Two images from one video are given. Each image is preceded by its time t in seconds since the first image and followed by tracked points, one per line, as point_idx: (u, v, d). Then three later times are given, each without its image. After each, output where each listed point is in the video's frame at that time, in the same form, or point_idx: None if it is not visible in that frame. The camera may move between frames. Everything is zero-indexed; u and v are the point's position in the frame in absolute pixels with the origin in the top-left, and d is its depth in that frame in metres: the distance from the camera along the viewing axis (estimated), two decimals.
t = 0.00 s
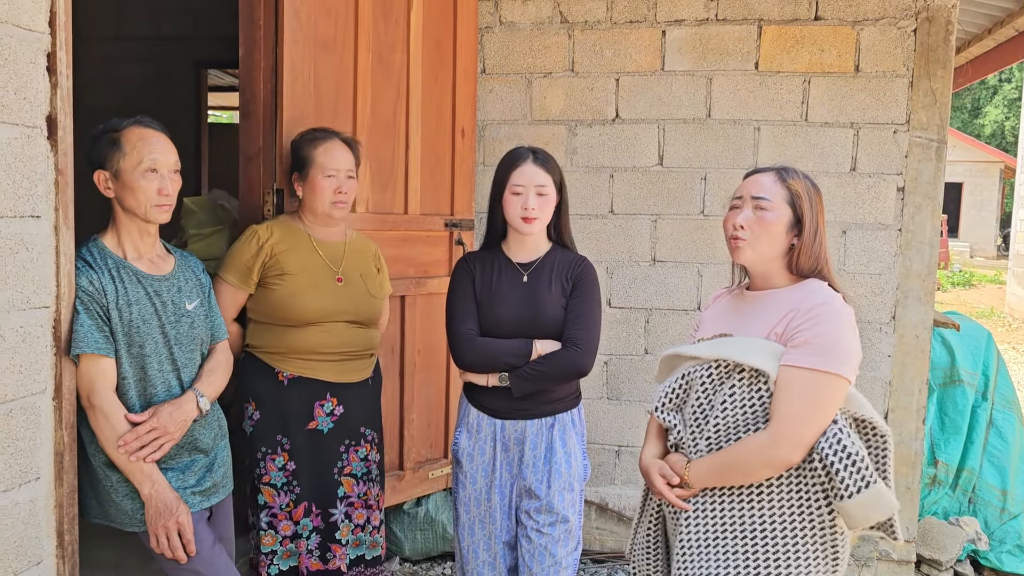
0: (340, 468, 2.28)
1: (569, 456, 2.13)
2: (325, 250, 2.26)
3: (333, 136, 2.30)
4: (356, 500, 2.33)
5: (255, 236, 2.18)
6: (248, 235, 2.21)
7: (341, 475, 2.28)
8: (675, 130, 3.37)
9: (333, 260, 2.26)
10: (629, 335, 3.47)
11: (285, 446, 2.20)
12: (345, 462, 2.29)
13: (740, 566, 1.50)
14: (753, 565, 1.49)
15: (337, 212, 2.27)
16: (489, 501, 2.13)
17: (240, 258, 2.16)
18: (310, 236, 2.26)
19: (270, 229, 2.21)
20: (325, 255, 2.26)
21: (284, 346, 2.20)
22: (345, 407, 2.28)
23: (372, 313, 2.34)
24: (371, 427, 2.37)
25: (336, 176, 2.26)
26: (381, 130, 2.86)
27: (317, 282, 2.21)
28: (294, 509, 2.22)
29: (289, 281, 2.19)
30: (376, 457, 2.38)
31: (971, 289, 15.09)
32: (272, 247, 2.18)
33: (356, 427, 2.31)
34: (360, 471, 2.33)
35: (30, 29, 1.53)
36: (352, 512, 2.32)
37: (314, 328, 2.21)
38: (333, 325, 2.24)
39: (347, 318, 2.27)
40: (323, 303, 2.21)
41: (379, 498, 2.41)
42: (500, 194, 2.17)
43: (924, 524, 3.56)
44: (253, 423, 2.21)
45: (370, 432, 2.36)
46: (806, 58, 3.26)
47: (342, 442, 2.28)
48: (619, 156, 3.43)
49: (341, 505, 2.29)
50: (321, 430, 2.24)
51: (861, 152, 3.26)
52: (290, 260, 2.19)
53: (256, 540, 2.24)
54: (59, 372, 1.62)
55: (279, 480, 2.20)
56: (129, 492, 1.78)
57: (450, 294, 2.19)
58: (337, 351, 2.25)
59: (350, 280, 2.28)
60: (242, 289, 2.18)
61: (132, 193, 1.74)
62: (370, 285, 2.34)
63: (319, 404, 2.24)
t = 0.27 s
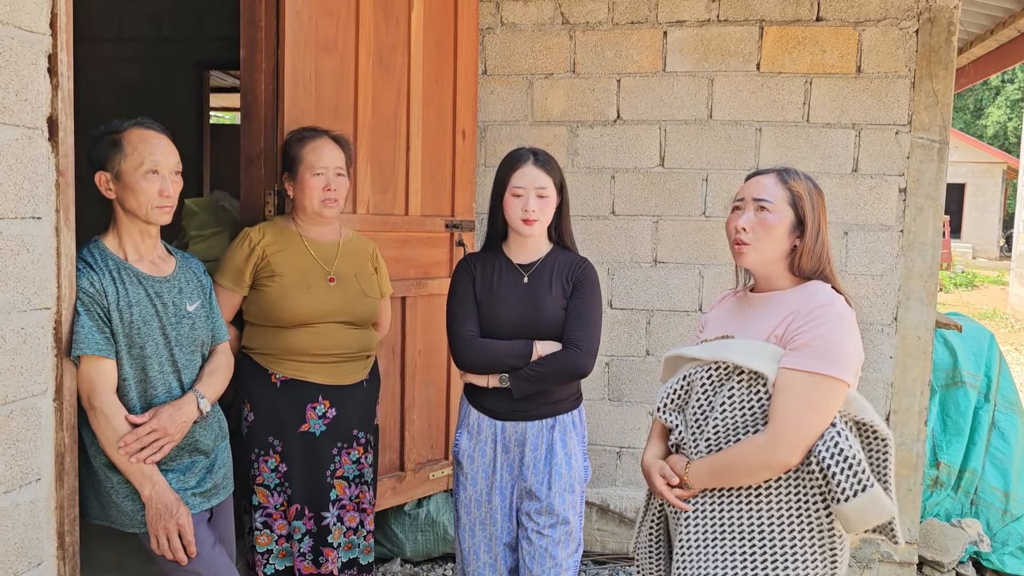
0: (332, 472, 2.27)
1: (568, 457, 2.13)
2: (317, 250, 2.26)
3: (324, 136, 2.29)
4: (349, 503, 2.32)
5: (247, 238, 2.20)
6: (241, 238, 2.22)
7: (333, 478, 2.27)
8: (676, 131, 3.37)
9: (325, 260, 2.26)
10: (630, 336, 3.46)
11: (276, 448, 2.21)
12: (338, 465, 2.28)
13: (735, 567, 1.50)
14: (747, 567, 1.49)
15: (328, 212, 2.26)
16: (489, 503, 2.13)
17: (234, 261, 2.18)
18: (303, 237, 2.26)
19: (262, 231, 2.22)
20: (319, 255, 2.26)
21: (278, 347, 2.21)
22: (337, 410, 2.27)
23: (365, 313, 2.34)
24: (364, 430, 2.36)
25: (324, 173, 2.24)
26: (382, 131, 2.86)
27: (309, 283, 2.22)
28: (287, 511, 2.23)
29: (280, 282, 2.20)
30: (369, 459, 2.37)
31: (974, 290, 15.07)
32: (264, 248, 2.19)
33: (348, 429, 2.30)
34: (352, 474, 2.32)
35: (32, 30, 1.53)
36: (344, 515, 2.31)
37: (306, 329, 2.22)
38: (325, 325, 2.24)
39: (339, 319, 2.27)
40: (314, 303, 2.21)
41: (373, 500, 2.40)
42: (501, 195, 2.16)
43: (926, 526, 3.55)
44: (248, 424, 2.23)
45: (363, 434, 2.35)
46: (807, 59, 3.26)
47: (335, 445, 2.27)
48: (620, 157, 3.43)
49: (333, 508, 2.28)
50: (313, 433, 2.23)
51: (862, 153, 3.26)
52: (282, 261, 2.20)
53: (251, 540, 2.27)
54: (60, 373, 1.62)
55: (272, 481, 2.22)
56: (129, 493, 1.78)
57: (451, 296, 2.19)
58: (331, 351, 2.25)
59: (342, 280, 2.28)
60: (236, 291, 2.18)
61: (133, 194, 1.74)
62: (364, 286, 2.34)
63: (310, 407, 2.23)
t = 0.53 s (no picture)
0: (333, 472, 2.27)
1: (569, 458, 2.13)
2: (314, 251, 2.26)
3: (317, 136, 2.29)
4: (349, 503, 2.32)
5: (244, 242, 2.20)
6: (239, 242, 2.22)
7: (334, 478, 2.28)
8: (678, 132, 3.37)
9: (323, 260, 2.26)
10: (631, 337, 3.46)
11: (277, 449, 2.21)
12: (339, 465, 2.29)
13: (734, 568, 1.50)
14: (746, 568, 1.49)
15: (325, 211, 2.26)
16: (490, 504, 2.13)
17: (233, 265, 2.18)
18: (300, 238, 2.26)
19: (259, 235, 2.22)
20: (316, 256, 2.26)
21: (278, 349, 2.21)
22: (337, 411, 2.27)
23: (364, 313, 2.34)
24: (364, 429, 2.36)
25: (318, 173, 2.24)
26: (384, 132, 2.86)
27: (307, 284, 2.22)
28: (287, 512, 2.23)
29: (280, 285, 2.19)
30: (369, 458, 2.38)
31: (976, 291, 15.05)
32: (263, 251, 2.20)
33: (348, 429, 2.30)
34: (353, 474, 2.32)
35: (34, 32, 1.53)
36: (345, 515, 2.32)
37: (304, 330, 2.22)
38: (324, 326, 2.24)
39: (337, 320, 2.27)
40: (312, 304, 2.21)
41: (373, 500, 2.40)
42: (502, 197, 2.17)
43: (928, 527, 3.54)
44: (249, 425, 2.23)
45: (363, 434, 2.35)
46: (809, 59, 3.26)
47: (335, 445, 2.28)
48: (622, 158, 3.43)
49: (334, 509, 2.28)
50: (314, 433, 2.24)
51: (864, 154, 3.26)
52: (280, 263, 2.20)
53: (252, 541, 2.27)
54: (62, 374, 1.63)
55: (273, 482, 2.22)
56: (131, 494, 1.78)
57: (451, 297, 2.20)
58: (329, 352, 2.25)
59: (340, 280, 2.28)
60: (236, 296, 2.18)
61: (135, 195, 1.75)
62: (362, 285, 2.34)
63: (311, 408, 2.23)
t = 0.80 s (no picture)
0: (336, 474, 2.28)
1: (572, 461, 2.13)
2: (318, 253, 2.27)
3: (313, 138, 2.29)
4: (352, 506, 2.32)
5: (249, 244, 2.20)
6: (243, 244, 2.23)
7: (337, 481, 2.28)
8: (679, 133, 3.37)
9: (327, 263, 2.27)
10: (633, 338, 3.46)
11: (280, 451, 2.21)
12: (342, 467, 2.29)
13: (733, 568, 1.50)
14: (746, 568, 1.49)
15: (329, 212, 2.27)
16: (492, 506, 2.13)
17: (236, 267, 2.18)
18: (304, 240, 2.27)
19: (263, 237, 2.23)
20: (320, 258, 2.26)
21: (280, 351, 2.21)
22: (341, 413, 2.28)
23: (367, 316, 2.34)
24: (367, 432, 2.36)
25: (317, 175, 2.25)
26: (385, 134, 2.87)
27: (310, 287, 2.22)
28: (289, 514, 2.23)
29: (283, 288, 2.20)
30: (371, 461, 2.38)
31: (979, 291, 15.03)
32: (266, 254, 2.20)
33: (352, 432, 2.31)
34: (355, 476, 2.33)
35: (35, 35, 1.54)
36: (348, 518, 2.31)
37: (307, 333, 2.22)
38: (327, 328, 2.24)
39: (341, 322, 2.27)
40: (316, 306, 2.21)
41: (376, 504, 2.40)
42: (503, 198, 2.17)
43: (930, 529, 3.54)
44: (251, 427, 2.23)
45: (366, 436, 2.36)
46: (810, 61, 3.26)
47: (339, 447, 2.28)
48: (623, 159, 3.43)
49: (336, 511, 2.28)
50: (317, 436, 2.24)
51: (865, 155, 3.25)
52: (284, 265, 2.21)
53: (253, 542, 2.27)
54: (63, 376, 1.63)
55: (275, 484, 2.22)
56: (133, 495, 1.79)
57: (452, 299, 2.20)
58: (332, 354, 2.26)
59: (344, 282, 2.28)
60: (239, 298, 2.18)
61: (137, 197, 1.75)
62: (366, 288, 2.34)
63: (315, 410, 2.24)
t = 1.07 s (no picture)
0: (340, 474, 2.28)
1: (575, 461, 2.12)
2: (322, 254, 2.27)
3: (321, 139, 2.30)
4: (355, 506, 2.32)
5: (252, 245, 2.21)
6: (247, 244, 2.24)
7: (341, 481, 2.28)
8: (681, 134, 3.37)
9: (330, 264, 2.27)
10: (635, 338, 3.46)
11: (284, 451, 2.21)
12: (346, 467, 2.29)
13: (741, 568, 1.49)
14: (751, 568, 1.49)
15: (336, 212, 2.28)
16: (495, 506, 2.13)
17: (239, 268, 2.18)
18: (307, 242, 2.27)
19: (266, 238, 2.23)
20: (323, 260, 2.27)
21: (283, 352, 2.22)
22: (344, 414, 2.28)
23: (370, 317, 2.34)
24: (371, 433, 2.36)
25: (327, 175, 2.26)
26: (387, 134, 2.87)
27: (314, 287, 2.22)
28: (293, 514, 2.23)
29: (287, 288, 2.20)
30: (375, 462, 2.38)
31: (982, 292, 15.01)
32: (269, 255, 2.20)
33: (355, 432, 2.31)
34: (359, 477, 2.33)
35: (38, 36, 1.54)
36: (351, 518, 2.31)
37: (309, 334, 2.22)
38: (329, 329, 2.24)
39: (344, 324, 2.27)
40: (319, 307, 2.21)
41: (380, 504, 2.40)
42: (506, 199, 2.17)
43: (933, 530, 3.53)
44: (254, 428, 2.23)
45: (370, 437, 2.36)
46: (812, 61, 3.25)
47: (342, 448, 2.28)
48: (626, 160, 3.43)
49: (340, 511, 2.28)
50: (321, 437, 2.24)
51: (868, 155, 3.25)
52: (287, 266, 2.21)
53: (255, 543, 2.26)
54: (66, 377, 1.63)
55: (278, 484, 2.22)
56: (135, 496, 1.79)
57: (456, 300, 2.20)
58: (333, 355, 2.26)
59: (347, 283, 2.28)
60: (242, 299, 2.18)
61: (139, 198, 1.75)
62: (369, 289, 2.34)
63: (319, 411, 2.24)
